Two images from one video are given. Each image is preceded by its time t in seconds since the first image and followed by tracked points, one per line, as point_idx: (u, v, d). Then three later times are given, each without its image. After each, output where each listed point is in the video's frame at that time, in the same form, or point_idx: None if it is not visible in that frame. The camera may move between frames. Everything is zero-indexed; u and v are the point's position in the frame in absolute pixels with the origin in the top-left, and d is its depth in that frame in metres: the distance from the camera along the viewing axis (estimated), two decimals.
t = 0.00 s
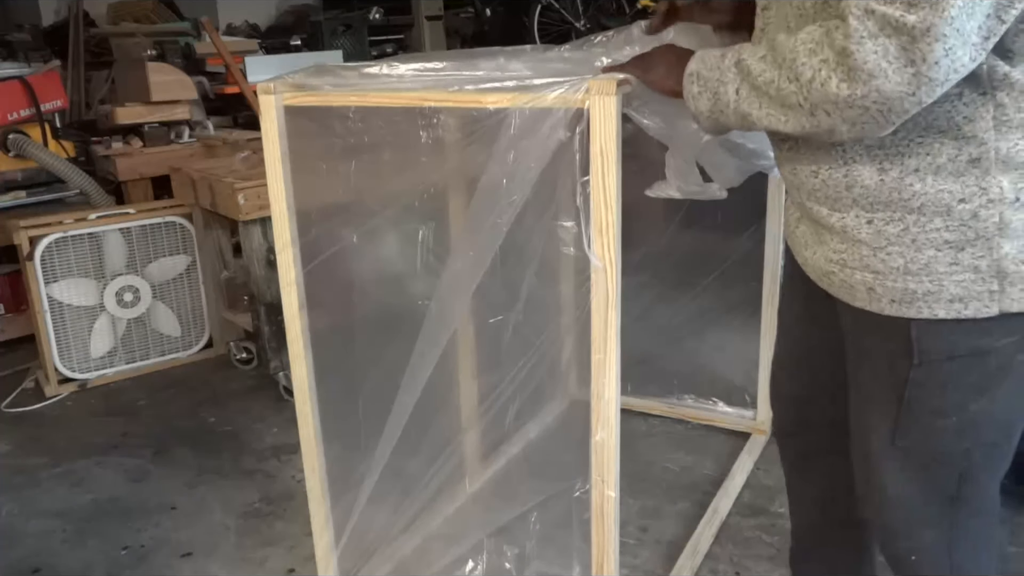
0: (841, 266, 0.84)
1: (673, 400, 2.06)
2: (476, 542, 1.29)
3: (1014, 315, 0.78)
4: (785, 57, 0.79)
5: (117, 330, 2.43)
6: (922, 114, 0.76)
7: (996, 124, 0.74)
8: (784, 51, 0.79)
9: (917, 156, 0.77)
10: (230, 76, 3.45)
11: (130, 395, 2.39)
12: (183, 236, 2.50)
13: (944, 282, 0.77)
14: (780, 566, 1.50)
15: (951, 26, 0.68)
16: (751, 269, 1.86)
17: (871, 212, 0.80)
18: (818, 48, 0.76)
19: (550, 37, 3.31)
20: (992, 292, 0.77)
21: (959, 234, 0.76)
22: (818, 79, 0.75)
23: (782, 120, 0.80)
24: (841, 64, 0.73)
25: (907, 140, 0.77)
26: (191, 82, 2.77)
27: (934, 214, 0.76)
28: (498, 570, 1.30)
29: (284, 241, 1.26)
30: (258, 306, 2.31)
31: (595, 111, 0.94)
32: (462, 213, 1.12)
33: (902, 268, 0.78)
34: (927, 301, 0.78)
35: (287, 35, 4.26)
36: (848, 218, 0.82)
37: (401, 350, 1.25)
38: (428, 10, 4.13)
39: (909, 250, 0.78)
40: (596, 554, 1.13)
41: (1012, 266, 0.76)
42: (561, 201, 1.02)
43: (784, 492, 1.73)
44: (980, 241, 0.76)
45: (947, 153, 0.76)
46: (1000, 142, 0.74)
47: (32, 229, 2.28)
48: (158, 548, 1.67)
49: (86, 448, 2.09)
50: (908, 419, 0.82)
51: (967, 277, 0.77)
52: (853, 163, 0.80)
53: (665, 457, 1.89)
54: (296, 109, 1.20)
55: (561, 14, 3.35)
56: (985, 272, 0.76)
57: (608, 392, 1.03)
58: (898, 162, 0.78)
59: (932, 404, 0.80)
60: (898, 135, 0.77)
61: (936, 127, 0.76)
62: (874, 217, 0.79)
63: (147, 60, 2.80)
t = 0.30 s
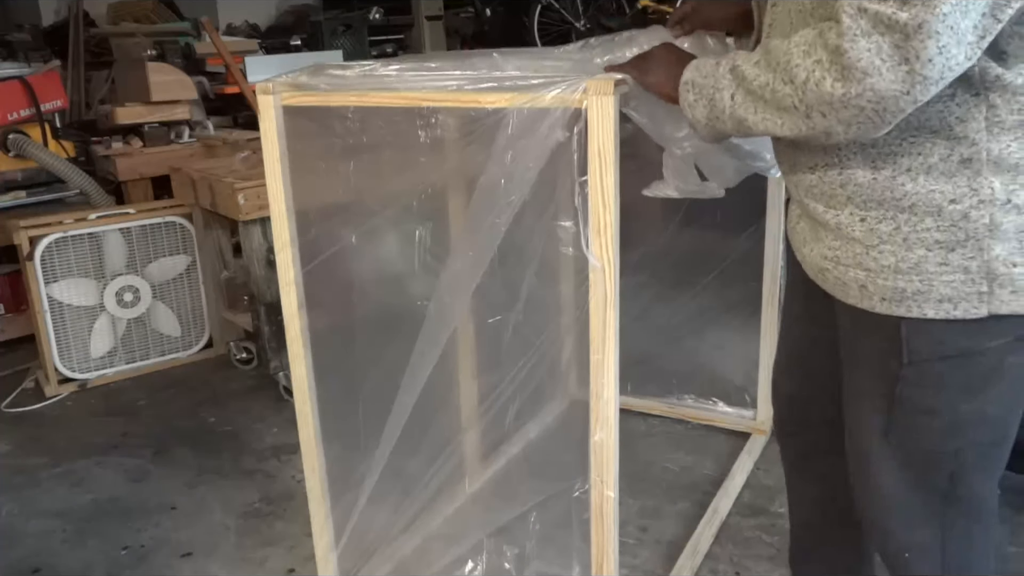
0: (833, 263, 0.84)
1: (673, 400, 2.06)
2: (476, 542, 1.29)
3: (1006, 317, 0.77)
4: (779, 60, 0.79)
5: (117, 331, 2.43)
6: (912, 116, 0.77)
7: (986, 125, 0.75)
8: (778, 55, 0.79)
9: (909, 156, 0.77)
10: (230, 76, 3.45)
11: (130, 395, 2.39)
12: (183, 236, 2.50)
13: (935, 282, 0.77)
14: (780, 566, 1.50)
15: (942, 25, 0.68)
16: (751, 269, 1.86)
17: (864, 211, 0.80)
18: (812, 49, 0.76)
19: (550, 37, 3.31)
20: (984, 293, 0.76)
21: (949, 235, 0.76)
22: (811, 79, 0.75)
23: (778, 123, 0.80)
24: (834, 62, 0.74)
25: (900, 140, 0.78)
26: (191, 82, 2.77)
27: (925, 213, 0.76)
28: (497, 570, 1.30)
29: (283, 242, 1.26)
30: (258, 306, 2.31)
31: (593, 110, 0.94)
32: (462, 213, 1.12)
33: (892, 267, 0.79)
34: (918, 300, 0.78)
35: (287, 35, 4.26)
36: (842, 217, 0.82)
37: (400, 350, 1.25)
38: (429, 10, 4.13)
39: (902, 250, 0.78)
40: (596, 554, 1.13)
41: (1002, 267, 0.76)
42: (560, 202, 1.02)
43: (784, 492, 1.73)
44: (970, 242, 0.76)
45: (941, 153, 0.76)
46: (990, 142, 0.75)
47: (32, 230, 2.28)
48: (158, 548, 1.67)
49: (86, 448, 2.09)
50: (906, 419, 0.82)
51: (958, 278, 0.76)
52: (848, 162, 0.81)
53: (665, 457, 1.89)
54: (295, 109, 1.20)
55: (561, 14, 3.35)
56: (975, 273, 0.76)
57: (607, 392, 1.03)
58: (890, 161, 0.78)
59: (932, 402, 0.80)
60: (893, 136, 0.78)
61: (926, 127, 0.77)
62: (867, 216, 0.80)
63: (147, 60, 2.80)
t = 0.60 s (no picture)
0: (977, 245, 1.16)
1: (673, 400, 2.07)
2: (476, 542, 1.30)
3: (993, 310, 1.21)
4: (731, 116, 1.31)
5: (117, 331, 2.43)
6: (913, 147, 1.21)
7: (984, 156, 1.16)
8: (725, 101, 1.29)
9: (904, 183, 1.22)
10: (230, 76, 3.44)
11: (130, 395, 2.39)
12: (184, 236, 2.50)
13: (954, 257, 1.15)
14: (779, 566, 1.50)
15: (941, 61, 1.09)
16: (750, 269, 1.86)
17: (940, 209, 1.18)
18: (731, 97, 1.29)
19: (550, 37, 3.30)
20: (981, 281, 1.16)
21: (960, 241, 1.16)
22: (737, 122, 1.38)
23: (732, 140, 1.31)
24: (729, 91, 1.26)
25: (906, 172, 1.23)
26: (191, 82, 2.78)
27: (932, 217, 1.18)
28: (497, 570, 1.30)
29: (282, 240, 1.18)
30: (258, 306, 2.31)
31: (598, 110, 0.92)
32: (462, 224, 1.21)
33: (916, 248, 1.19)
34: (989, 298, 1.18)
35: (287, 35, 4.26)
36: (948, 204, 1.18)
37: (400, 351, 1.27)
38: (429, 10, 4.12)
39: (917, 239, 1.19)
40: (597, 554, 1.11)
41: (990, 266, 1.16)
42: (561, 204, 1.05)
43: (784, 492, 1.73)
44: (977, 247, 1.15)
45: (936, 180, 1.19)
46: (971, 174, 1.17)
47: (32, 229, 2.28)
48: (158, 548, 1.67)
49: (86, 448, 2.09)
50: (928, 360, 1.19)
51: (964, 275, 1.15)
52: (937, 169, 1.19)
53: (664, 457, 1.89)
54: (294, 109, 1.16)
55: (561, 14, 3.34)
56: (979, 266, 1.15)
57: (607, 390, 1.02)
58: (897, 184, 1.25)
59: (957, 349, 1.18)
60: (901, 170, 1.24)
61: (931, 153, 1.19)
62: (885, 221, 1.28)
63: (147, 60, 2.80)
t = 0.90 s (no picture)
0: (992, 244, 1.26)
1: (672, 400, 2.07)
2: (476, 542, 1.32)
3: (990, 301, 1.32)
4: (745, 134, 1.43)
5: (117, 331, 2.43)
6: (915, 150, 1.27)
7: (981, 157, 1.21)
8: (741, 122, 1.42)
9: (908, 184, 1.31)
10: (230, 76, 3.44)
11: (130, 395, 2.39)
12: (184, 236, 2.50)
13: (949, 256, 1.28)
14: (779, 566, 1.50)
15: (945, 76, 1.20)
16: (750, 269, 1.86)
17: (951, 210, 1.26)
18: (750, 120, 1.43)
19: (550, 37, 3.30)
20: (978, 275, 1.28)
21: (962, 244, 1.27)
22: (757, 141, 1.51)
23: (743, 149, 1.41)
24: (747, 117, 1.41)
25: (906, 173, 1.31)
26: (191, 83, 2.78)
27: (932, 219, 1.29)
28: (497, 570, 1.31)
29: (282, 241, 1.22)
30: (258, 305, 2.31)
31: (596, 110, 0.93)
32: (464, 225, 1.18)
33: (919, 247, 1.32)
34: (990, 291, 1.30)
35: (287, 36, 4.26)
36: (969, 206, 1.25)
37: (400, 350, 1.24)
38: (429, 9, 4.12)
39: (918, 238, 1.31)
40: (596, 553, 1.12)
41: (987, 261, 1.27)
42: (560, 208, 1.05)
43: (784, 492, 1.73)
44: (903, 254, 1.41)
45: (937, 181, 1.26)
46: (970, 175, 1.23)
47: (32, 229, 2.28)
48: (158, 548, 1.67)
49: (87, 448, 2.09)
50: (930, 346, 1.35)
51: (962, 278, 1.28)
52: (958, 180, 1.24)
53: (664, 457, 1.89)
54: (296, 109, 1.18)
55: (561, 14, 3.34)
56: (975, 263, 1.27)
57: (608, 390, 1.02)
58: (897, 184, 1.34)
59: (955, 336, 1.32)
60: (903, 172, 1.31)
61: (929, 155, 1.24)
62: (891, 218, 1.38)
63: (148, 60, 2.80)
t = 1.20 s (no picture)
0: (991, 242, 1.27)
1: (672, 400, 2.06)
2: (476, 542, 1.32)
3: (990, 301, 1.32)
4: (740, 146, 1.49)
5: (117, 331, 2.43)
6: (915, 149, 1.28)
7: (980, 158, 1.21)
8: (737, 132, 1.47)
9: (908, 184, 1.31)
10: (230, 76, 3.44)
11: (130, 395, 2.39)
12: (184, 236, 2.50)
13: (950, 256, 1.28)
14: (779, 566, 1.50)
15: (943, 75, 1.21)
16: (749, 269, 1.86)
17: (950, 209, 1.26)
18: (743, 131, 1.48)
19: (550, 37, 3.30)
20: (979, 275, 1.28)
21: (963, 244, 1.27)
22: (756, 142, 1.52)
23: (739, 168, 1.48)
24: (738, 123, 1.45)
25: (906, 173, 1.31)
26: (190, 83, 2.78)
27: (931, 219, 1.29)
28: (497, 570, 1.31)
29: (283, 241, 1.22)
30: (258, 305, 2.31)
31: (595, 110, 0.93)
32: (466, 226, 1.17)
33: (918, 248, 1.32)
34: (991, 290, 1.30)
35: (287, 36, 4.26)
36: (969, 205, 1.25)
37: (400, 350, 1.24)
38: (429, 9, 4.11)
39: (917, 239, 1.32)
40: (596, 553, 1.12)
41: (986, 262, 1.27)
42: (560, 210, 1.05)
43: (784, 492, 1.73)
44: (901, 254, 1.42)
45: (937, 181, 1.26)
46: (970, 176, 1.23)
47: (32, 229, 2.28)
48: (158, 548, 1.66)
49: (86, 448, 2.09)
50: (929, 346, 1.35)
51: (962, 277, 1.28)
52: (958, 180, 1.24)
53: (664, 457, 1.89)
54: (296, 108, 1.18)
55: (561, 14, 3.34)
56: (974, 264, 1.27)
57: (608, 391, 1.02)
58: (897, 185, 1.34)
59: (954, 336, 1.32)
60: (903, 172, 1.31)
61: (928, 156, 1.25)
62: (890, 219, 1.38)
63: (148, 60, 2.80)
